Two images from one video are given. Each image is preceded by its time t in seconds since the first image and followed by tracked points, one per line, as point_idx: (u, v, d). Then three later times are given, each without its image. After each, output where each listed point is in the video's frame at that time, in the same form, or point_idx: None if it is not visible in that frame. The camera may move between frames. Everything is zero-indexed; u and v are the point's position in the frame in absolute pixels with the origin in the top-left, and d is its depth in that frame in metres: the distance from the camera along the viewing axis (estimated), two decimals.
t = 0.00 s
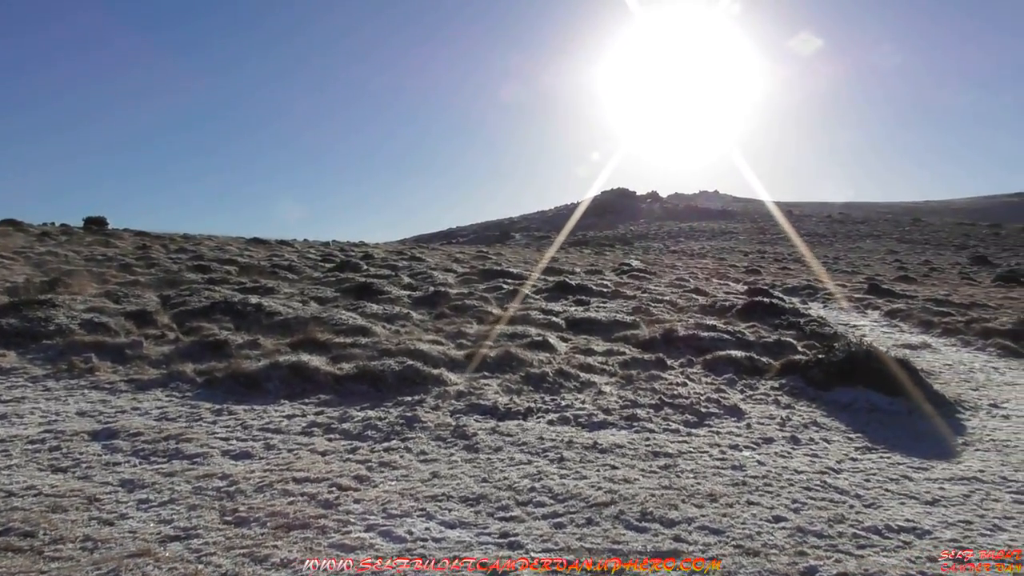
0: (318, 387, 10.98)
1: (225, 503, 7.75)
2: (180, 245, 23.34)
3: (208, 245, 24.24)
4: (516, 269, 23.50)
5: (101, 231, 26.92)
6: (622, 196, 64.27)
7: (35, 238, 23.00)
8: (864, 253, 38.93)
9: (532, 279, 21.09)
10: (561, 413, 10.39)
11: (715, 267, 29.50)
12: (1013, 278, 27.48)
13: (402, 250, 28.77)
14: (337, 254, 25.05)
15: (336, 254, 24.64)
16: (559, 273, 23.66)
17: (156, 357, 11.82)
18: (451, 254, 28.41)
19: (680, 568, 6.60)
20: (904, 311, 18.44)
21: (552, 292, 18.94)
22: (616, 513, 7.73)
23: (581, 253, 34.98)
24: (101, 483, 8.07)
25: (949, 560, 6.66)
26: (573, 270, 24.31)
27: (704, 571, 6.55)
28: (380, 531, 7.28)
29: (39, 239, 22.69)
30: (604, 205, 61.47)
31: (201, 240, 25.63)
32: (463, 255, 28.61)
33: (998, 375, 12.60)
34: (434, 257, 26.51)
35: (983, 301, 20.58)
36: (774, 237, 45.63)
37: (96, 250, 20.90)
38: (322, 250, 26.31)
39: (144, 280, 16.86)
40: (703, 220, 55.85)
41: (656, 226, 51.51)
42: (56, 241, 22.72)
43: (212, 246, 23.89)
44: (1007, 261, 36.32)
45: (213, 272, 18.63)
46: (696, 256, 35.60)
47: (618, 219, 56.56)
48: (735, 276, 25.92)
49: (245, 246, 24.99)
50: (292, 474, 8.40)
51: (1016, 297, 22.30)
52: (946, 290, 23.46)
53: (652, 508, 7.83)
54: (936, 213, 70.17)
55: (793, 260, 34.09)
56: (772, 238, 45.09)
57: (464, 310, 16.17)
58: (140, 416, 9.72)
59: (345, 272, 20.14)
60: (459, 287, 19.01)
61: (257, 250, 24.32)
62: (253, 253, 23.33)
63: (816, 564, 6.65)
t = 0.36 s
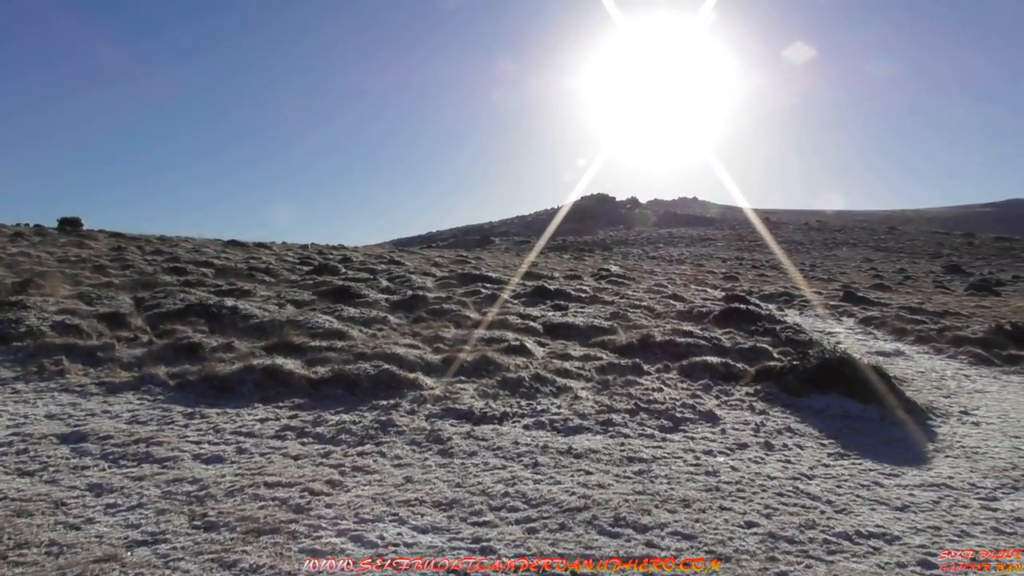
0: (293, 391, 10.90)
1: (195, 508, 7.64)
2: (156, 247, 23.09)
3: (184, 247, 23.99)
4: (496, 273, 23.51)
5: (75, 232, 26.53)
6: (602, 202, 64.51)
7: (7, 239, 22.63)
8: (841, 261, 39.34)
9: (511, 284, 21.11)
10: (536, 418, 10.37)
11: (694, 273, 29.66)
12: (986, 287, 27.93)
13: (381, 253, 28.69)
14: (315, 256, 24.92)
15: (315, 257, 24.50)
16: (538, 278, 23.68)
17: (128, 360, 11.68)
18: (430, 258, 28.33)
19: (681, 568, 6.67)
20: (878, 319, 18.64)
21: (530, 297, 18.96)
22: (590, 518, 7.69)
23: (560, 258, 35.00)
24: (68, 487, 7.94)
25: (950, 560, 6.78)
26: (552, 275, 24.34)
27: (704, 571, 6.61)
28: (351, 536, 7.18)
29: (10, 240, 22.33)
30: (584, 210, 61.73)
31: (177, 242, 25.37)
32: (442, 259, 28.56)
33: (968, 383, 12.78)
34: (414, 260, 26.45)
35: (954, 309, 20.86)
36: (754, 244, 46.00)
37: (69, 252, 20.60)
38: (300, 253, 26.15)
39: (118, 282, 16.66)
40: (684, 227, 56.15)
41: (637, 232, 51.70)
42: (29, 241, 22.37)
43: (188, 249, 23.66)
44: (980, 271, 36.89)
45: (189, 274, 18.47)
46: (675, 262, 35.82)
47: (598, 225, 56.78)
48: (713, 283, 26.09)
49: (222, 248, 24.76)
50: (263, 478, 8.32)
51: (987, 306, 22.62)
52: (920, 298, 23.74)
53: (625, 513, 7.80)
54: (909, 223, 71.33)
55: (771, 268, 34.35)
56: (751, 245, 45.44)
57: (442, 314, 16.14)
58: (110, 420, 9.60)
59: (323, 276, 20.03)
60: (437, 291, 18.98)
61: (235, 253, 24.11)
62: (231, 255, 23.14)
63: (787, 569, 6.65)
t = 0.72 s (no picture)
0: (278, 392, 10.86)
1: (176, 510, 7.59)
2: (142, 247, 22.93)
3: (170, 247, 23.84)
4: (485, 276, 23.51)
5: (60, 232, 26.29)
6: (592, 205, 64.65)
7: None
8: (829, 266, 39.55)
9: (500, 287, 21.11)
10: (522, 421, 10.37)
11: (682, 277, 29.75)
12: (971, 292, 28.19)
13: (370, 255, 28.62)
14: (303, 257, 24.81)
15: (302, 259, 24.39)
16: (526, 280, 23.69)
17: (112, 361, 11.59)
18: (419, 260, 28.25)
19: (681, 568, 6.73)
20: (864, 323, 18.75)
21: (519, 300, 18.97)
22: (574, 520, 7.68)
23: (548, 261, 34.99)
24: (48, 489, 7.86)
25: (950, 560, 6.86)
26: (541, 278, 24.36)
27: (706, 571, 6.67)
28: (335, 538, 7.14)
29: None
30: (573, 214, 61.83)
31: (163, 242, 25.21)
32: (431, 261, 28.51)
33: (952, 387, 12.87)
34: (402, 262, 26.40)
35: (939, 314, 21.01)
36: (742, 248, 46.24)
37: (54, 251, 20.43)
38: (288, 254, 26.04)
39: (103, 282, 16.54)
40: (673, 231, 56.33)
41: (626, 235, 51.77)
42: (13, 241, 22.16)
43: (175, 249, 23.52)
44: (965, 277, 37.22)
45: (176, 274, 18.37)
46: (664, 266, 35.95)
47: (587, 228, 56.94)
48: (701, 287, 26.20)
49: (209, 249, 24.63)
50: (247, 480, 8.27)
51: (972, 312, 22.81)
52: (906, 304, 23.92)
53: (610, 516, 7.79)
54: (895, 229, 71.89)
55: (759, 272, 34.48)
56: (740, 250, 45.62)
57: (431, 316, 16.12)
58: (93, 421, 9.53)
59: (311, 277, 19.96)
60: (426, 293, 18.96)
61: (222, 253, 23.98)
62: (218, 256, 23.01)
63: (770, 572, 6.66)
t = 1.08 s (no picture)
0: (256, 396, 10.77)
1: (151, 517, 7.49)
2: (118, 250, 22.64)
3: (146, 250, 23.56)
4: (466, 279, 23.50)
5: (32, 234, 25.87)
6: (573, 208, 65.00)
7: None
8: (807, 268, 40.03)
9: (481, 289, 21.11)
10: (502, 424, 10.36)
11: (662, 279, 29.97)
12: (944, 294, 28.68)
13: (350, 258, 28.52)
14: (282, 260, 24.64)
15: (281, 261, 24.21)
16: (507, 283, 23.72)
17: (86, 366, 11.43)
18: (398, 263, 28.16)
19: (681, 568, 6.79)
20: (840, 325, 18.97)
21: (501, 302, 18.98)
22: (553, 523, 7.68)
23: (529, 264, 35.03)
24: (19, 496, 7.72)
25: (950, 560, 6.91)
26: (522, 281, 24.41)
27: (705, 571, 6.73)
28: (312, 543, 7.08)
29: None
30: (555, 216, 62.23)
31: (139, 245, 24.91)
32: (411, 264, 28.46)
33: (926, 388, 13.06)
34: (383, 265, 26.32)
35: (914, 316, 21.31)
36: (722, 251, 46.67)
37: (27, 255, 20.09)
38: (267, 257, 25.86)
39: (78, 286, 16.30)
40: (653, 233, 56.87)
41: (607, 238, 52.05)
42: None
43: (151, 252, 23.23)
44: (939, 279, 37.81)
45: (153, 278, 18.16)
46: (644, 268, 36.18)
47: (568, 231, 57.23)
48: (681, 289, 26.39)
49: (186, 252, 24.38)
50: (223, 485, 8.19)
51: (945, 313, 23.21)
52: (881, 306, 24.30)
53: (589, 518, 7.80)
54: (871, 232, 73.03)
55: (737, 275, 34.78)
56: (720, 252, 46.06)
57: (411, 319, 16.08)
58: (66, 426, 9.40)
59: (290, 281, 19.83)
60: (407, 296, 18.91)
61: (200, 256, 23.74)
62: (195, 259, 22.77)
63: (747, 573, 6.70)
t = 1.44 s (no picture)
0: (238, 401, 10.68)
1: (131, 524, 7.39)
2: (96, 255, 22.37)
3: (125, 255, 23.29)
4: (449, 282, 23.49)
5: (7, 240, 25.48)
6: (555, 210, 65.29)
7: None
8: (788, 269, 40.43)
9: (464, 292, 21.10)
10: (486, 426, 10.36)
11: (645, 281, 30.15)
12: (922, 294, 29.08)
13: (332, 261, 28.41)
14: (264, 264, 24.47)
15: (263, 265, 24.04)
16: (491, 286, 23.72)
17: (64, 372, 11.27)
18: (381, 266, 28.04)
19: (681, 568, 6.83)
20: (821, 325, 19.15)
21: (484, 305, 18.98)
22: (538, 525, 7.67)
23: (513, 267, 35.06)
24: None
25: (951, 560, 6.92)
26: (505, 283, 24.43)
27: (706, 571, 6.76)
28: (295, 549, 7.02)
29: None
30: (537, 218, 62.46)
31: (118, 250, 24.63)
32: (394, 267, 28.39)
33: (906, 387, 13.21)
34: (365, 269, 26.23)
35: (893, 316, 21.56)
36: (705, 252, 47.02)
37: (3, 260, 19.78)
38: (248, 261, 25.69)
39: (56, 291, 16.07)
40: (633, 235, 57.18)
41: (591, 240, 52.22)
42: None
43: (131, 256, 22.97)
44: (918, 279, 38.33)
45: (132, 283, 17.96)
46: (627, 270, 36.37)
47: (550, 233, 57.46)
48: (663, 291, 26.55)
49: (167, 256, 24.14)
50: (204, 491, 8.10)
51: (923, 313, 23.52)
52: (861, 306, 24.61)
53: (573, 520, 7.81)
54: (851, 233, 73.85)
55: (720, 276, 35.01)
56: (703, 254, 46.38)
57: (395, 322, 16.04)
58: (44, 434, 9.26)
59: (272, 284, 19.70)
60: (390, 299, 18.86)
61: (180, 261, 23.50)
62: (175, 263, 22.54)
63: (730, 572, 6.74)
